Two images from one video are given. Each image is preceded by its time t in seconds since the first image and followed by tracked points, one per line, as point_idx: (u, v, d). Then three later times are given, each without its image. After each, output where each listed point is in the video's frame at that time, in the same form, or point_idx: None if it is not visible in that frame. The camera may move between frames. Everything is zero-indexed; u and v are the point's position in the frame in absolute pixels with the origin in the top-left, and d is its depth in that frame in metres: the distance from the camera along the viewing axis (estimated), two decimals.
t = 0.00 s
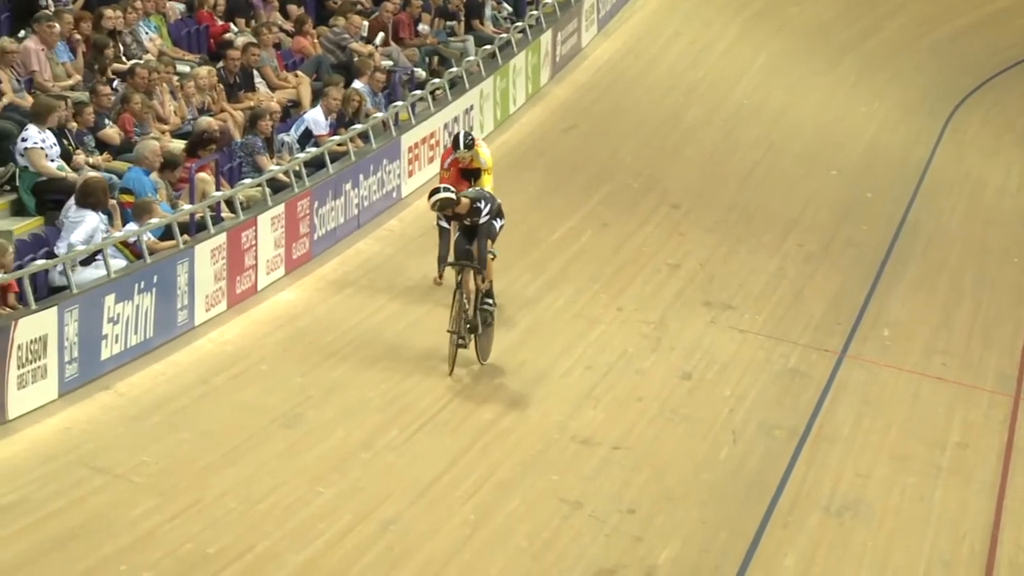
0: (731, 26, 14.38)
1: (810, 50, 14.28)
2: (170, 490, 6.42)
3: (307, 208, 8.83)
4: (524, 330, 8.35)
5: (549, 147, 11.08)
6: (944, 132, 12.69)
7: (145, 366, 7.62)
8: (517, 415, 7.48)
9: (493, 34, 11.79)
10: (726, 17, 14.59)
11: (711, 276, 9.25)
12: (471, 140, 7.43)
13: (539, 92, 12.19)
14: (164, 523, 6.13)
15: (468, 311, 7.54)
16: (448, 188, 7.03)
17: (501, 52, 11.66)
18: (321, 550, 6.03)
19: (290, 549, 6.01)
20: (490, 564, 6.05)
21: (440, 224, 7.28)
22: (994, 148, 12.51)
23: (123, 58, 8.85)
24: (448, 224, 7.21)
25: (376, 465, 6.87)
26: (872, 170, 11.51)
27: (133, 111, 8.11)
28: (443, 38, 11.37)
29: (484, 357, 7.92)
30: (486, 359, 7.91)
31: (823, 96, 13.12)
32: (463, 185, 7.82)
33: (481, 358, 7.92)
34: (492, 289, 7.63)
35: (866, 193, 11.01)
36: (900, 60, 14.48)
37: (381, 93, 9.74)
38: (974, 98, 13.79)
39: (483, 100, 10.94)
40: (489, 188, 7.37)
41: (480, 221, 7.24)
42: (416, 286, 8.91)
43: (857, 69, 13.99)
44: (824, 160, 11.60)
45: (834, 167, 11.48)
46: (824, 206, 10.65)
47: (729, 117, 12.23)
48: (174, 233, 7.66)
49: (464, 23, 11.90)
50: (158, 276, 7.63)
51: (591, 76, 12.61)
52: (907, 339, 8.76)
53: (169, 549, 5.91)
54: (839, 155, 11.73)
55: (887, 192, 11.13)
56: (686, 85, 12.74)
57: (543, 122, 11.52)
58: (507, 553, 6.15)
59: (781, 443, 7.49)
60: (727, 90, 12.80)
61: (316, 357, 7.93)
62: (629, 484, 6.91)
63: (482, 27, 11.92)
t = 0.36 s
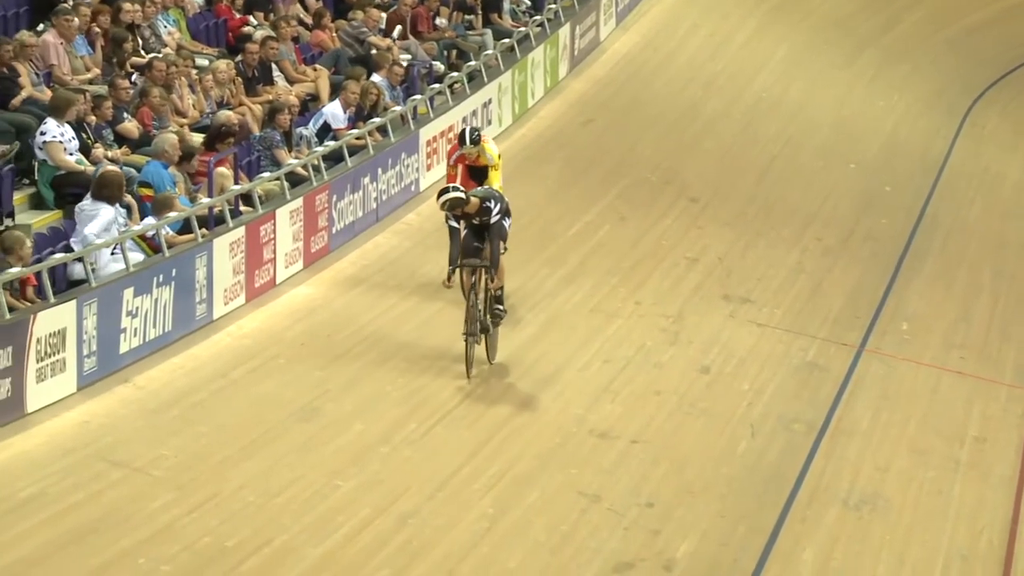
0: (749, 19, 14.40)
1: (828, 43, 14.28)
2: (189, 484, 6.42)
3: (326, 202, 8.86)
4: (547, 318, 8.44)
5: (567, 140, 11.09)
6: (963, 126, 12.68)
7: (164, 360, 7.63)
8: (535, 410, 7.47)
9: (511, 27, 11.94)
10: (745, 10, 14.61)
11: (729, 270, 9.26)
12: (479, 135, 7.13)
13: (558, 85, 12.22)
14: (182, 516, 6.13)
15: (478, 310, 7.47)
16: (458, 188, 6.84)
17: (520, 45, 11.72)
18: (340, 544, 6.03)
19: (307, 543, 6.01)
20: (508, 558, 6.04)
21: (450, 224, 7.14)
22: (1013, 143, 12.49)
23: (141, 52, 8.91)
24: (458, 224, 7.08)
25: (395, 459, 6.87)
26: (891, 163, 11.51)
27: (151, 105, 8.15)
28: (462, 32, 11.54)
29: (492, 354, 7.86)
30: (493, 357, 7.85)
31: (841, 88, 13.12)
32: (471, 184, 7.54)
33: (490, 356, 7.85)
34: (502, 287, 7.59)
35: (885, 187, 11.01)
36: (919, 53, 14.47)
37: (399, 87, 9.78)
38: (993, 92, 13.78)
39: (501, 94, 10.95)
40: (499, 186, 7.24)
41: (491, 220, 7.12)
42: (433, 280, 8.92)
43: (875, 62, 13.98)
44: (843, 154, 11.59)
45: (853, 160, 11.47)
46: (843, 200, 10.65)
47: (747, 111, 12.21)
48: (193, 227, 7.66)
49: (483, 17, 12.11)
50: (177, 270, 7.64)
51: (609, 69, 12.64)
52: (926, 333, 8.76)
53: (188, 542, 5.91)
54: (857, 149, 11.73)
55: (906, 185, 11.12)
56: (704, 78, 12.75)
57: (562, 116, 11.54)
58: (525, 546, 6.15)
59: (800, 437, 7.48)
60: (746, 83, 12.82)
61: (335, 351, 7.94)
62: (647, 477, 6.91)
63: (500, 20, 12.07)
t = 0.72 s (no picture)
0: (758, 14, 14.41)
1: (837, 38, 14.28)
2: (198, 479, 6.42)
3: (334, 197, 8.87)
4: (556, 313, 8.44)
5: (576, 136, 11.10)
6: (972, 122, 12.68)
7: (173, 354, 7.63)
8: (543, 405, 7.47)
9: (519, 22, 12.00)
10: (753, 5, 14.62)
11: (738, 266, 9.26)
12: (475, 133, 7.29)
13: (567, 80, 12.23)
14: (191, 511, 6.13)
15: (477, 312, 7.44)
16: (456, 186, 6.86)
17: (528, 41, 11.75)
18: (348, 539, 6.03)
19: (316, 538, 6.01)
20: (517, 552, 6.04)
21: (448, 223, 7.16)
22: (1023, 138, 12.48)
23: (150, 47, 8.93)
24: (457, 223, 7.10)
25: (404, 453, 6.87)
26: (900, 159, 11.51)
27: (160, 99, 8.16)
28: (471, 26, 11.64)
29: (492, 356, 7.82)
30: (492, 358, 7.80)
31: (850, 84, 13.12)
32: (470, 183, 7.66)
33: (490, 357, 7.79)
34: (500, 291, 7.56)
35: (893, 182, 11.01)
36: (928, 49, 14.47)
37: (408, 81, 9.83)
38: (1002, 88, 13.78)
39: (510, 89, 10.97)
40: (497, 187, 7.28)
41: (489, 220, 7.16)
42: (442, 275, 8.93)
43: (884, 58, 13.98)
44: (852, 149, 11.60)
45: (861, 156, 11.47)
46: (851, 195, 10.65)
47: (755, 106, 12.21)
48: (202, 222, 7.67)
49: (492, 13, 12.17)
50: (186, 265, 7.64)
51: (617, 65, 12.64)
52: (935, 328, 8.76)
53: (196, 537, 5.91)
54: (866, 145, 11.73)
55: (914, 181, 11.13)
56: (712, 73, 12.76)
57: (571, 111, 11.55)
58: (533, 541, 6.15)
59: (809, 432, 7.48)
60: (754, 79, 12.82)
61: (344, 345, 7.94)
62: (656, 472, 6.91)
63: (509, 16, 12.14)
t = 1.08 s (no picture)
0: (769, 9, 14.41)
1: (849, 32, 14.27)
2: (209, 472, 6.43)
3: (346, 191, 8.89)
4: (567, 307, 8.44)
5: (587, 129, 11.11)
6: (984, 116, 12.66)
7: (184, 348, 7.63)
8: (555, 398, 7.47)
9: (531, 16, 12.05)
10: None
11: (750, 260, 9.26)
12: (472, 128, 7.18)
13: (579, 74, 12.24)
14: (202, 505, 6.13)
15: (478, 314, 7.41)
16: (457, 184, 6.92)
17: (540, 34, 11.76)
18: (360, 532, 6.03)
19: (327, 532, 6.01)
20: (528, 546, 6.04)
21: (450, 221, 7.19)
22: None
23: (162, 41, 8.98)
24: (459, 221, 7.14)
25: (415, 447, 6.86)
26: (912, 153, 11.50)
27: (171, 94, 8.19)
28: (482, 20, 11.71)
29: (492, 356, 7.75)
30: (493, 359, 7.73)
31: (862, 78, 13.12)
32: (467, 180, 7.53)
33: (491, 357, 7.73)
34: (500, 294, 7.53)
35: (905, 176, 11.00)
36: (940, 43, 14.46)
37: (419, 75, 9.87)
38: (1014, 82, 13.76)
39: (521, 83, 10.98)
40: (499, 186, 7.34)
41: (492, 217, 7.20)
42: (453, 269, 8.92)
43: (896, 51, 13.97)
44: (863, 143, 11.59)
45: (873, 150, 11.47)
46: (862, 189, 10.64)
47: (766, 100, 12.20)
48: (213, 216, 7.67)
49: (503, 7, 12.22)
50: (197, 259, 7.65)
51: (628, 59, 12.64)
52: (947, 322, 8.76)
53: (208, 531, 5.91)
54: (878, 139, 11.72)
55: (926, 175, 11.12)
56: (723, 67, 12.76)
57: (583, 104, 11.56)
58: (544, 535, 6.14)
59: (821, 426, 7.48)
60: (766, 73, 12.83)
61: (355, 339, 7.95)
62: (667, 466, 6.91)
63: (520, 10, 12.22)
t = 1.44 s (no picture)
0: (783, 4, 14.43)
1: (863, 27, 14.27)
2: (223, 466, 6.43)
3: (360, 185, 8.91)
4: (581, 302, 8.44)
5: (601, 123, 11.12)
6: (997, 111, 12.65)
7: (198, 342, 7.63)
8: (569, 392, 7.48)
9: (546, 10, 12.11)
10: None
11: (764, 254, 9.27)
12: (469, 123, 7.17)
13: (593, 68, 12.25)
14: (217, 499, 6.13)
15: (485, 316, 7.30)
16: (466, 184, 6.84)
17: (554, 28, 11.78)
18: (374, 526, 6.02)
19: (341, 526, 6.01)
20: (543, 540, 6.04)
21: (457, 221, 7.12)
22: None
23: (176, 35, 9.05)
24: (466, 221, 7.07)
25: (430, 441, 6.86)
26: (926, 148, 11.49)
27: (185, 88, 8.21)
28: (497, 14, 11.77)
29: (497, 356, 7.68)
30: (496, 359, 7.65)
31: (875, 72, 13.11)
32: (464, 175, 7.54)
33: (495, 357, 7.64)
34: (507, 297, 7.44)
35: (919, 170, 11.00)
36: (954, 38, 14.45)
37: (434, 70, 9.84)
38: None
39: (535, 77, 11.00)
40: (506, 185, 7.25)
41: (501, 218, 7.11)
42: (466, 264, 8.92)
43: (909, 46, 13.96)
44: (877, 137, 11.59)
45: (887, 144, 11.46)
46: (875, 184, 10.64)
47: (780, 94, 12.21)
48: (227, 210, 7.68)
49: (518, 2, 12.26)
50: (212, 253, 7.65)
51: (641, 54, 12.64)
52: (961, 316, 8.76)
53: (223, 525, 5.91)
54: (891, 133, 11.72)
55: (940, 169, 11.12)
56: (737, 62, 12.77)
57: (597, 98, 11.57)
58: (559, 529, 6.14)
59: (835, 420, 7.47)
60: (779, 67, 12.84)
61: (369, 333, 7.95)
62: (681, 460, 6.91)
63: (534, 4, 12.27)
